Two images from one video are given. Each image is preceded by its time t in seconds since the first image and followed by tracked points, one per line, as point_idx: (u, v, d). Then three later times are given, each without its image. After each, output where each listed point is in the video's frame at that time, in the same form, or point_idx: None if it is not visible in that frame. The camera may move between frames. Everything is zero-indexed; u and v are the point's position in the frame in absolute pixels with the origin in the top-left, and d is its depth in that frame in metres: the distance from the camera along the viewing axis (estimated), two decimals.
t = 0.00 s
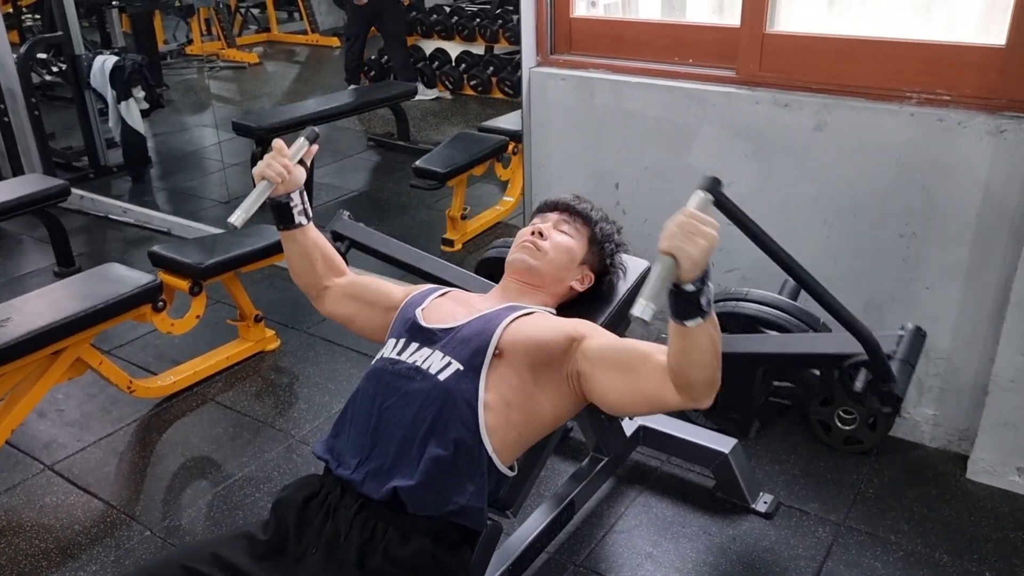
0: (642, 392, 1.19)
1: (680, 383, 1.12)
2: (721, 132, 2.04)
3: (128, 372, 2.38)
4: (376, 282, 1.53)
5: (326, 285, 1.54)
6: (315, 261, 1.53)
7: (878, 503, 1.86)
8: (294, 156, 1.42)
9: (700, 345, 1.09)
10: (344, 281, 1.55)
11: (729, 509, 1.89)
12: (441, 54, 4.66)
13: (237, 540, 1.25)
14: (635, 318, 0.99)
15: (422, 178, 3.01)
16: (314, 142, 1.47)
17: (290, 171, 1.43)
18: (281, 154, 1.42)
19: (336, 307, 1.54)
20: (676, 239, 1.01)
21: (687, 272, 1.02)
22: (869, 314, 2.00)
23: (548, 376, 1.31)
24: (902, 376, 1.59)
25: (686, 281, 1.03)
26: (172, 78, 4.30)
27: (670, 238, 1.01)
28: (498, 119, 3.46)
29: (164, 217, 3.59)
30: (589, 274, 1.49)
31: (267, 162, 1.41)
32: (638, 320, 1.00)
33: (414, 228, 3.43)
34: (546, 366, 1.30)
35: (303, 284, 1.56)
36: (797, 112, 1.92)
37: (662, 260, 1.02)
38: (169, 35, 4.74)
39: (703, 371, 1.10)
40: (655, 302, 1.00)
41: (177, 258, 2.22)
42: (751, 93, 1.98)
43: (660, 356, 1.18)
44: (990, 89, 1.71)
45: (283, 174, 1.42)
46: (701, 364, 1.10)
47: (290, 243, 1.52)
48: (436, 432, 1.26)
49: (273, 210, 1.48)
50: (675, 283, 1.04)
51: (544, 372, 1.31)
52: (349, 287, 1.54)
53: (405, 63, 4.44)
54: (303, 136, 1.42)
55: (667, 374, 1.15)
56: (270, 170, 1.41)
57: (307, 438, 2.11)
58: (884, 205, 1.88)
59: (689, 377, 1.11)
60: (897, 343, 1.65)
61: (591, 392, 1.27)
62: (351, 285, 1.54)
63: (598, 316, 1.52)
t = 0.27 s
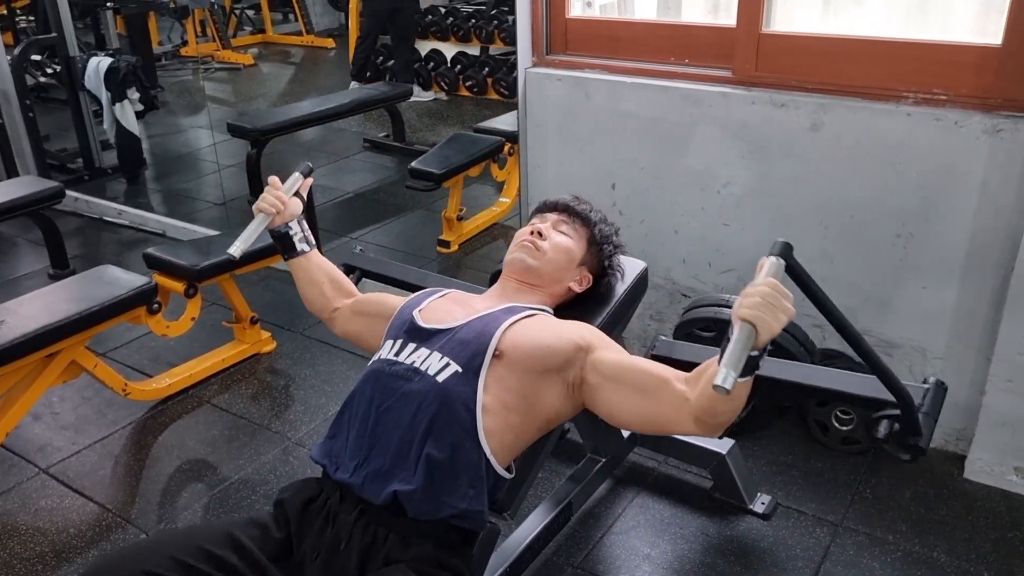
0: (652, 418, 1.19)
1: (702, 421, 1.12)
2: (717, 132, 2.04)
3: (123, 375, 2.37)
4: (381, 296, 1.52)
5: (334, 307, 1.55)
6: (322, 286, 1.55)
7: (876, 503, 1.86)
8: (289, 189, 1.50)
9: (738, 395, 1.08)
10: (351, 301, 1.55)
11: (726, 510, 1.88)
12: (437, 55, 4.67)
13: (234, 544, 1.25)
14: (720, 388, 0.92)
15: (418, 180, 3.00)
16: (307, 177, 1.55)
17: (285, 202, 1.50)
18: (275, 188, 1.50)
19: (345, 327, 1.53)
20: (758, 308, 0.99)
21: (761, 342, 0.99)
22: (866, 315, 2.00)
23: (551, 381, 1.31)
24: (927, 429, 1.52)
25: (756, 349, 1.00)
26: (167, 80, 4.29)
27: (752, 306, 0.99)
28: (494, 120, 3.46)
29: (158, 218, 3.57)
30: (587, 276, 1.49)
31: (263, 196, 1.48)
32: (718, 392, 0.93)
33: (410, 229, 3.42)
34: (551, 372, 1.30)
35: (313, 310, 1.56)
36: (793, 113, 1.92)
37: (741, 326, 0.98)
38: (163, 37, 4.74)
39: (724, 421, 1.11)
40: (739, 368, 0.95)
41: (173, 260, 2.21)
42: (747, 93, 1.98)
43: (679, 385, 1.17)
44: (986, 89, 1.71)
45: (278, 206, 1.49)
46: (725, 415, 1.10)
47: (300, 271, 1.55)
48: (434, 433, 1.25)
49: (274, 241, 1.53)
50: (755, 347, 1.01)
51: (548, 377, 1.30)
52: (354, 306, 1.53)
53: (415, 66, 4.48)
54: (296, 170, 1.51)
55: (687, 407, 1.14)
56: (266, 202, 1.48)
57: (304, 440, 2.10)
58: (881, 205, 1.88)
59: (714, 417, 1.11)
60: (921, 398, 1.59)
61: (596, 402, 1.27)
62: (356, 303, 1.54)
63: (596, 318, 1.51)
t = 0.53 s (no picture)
0: (650, 404, 1.19)
1: (697, 410, 1.13)
2: (717, 130, 2.03)
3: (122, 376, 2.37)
4: (377, 293, 1.51)
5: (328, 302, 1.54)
6: (319, 280, 1.55)
7: (877, 502, 1.86)
8: (292, 178, 1.46)
9: (727, 381, 1.08)
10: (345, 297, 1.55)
11: (727, 509, 1.88)
12: (435, 53, 4.67)
13: (234, 546, 1.24)
14: (680, 360, 0.97)
15: (417, 179, 3.00)
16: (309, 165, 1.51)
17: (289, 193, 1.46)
18: (279, 177, 1.46)
19: (338, 323, 1.53)
20: (725, 280, 1.00)
21: (729, 313, 1.01)
22: (866, 314, 1.99)
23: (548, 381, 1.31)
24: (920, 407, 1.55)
25: (726, 319, 1.02)
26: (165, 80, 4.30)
27: (717, 277, 1.00)
28: (493, 120, 3.46)
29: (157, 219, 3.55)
30: (587, 276, 1.48)
31: (266, 184, 1.44)
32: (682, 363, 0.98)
33: (409, 229, 3.42)
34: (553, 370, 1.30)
35: (307, 303, 1.56)
36: (793, 110, 1.92)
37: (707, 299, 1.00)
38: (161, 37, 4.75)
39: (716, 408, 1.11)
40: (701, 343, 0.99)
41: (171, 260, 2.21)
42: (747, 91, 1.97)
43: (673, 377, 1.17)
44: (986, 86, 1.71)
45: (281, 195, 1.45)
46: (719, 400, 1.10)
47: (297, 263, 1.54)
48: (433, 433, 1.25)
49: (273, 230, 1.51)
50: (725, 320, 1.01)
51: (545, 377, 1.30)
52: (350, 303, 1.53)
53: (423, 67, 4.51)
54: (300, 159, 1.47)
55: (681, 397, 1.15)
56: (269, 192, 1.44)
57: (304, 441, 2.10)
58: (881, 203, 1.88)
59: (707, 406, 1.11)
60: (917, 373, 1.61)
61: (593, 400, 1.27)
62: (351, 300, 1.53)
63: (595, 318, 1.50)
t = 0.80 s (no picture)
0: (622, 356, 1.03)
1: (654, 338, 0.97)
2: (736, 114, 1.88)
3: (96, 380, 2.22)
4: (365, 264, 1.34)
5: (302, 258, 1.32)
6: (300, 234, 1.29)
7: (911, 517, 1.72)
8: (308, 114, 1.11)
9: (655, 284, 0.93)
10: (325, 256, 1.33)
11: (748, 523, 1.74)
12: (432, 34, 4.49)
13: None
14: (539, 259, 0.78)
15: (414, 168, 2.84)
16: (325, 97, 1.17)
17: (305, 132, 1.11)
18: (295, 112, 1.09)
19: (309, 283, 1.33)
20: (579, 166, 0.84)
21: (596, 204, 0.84)
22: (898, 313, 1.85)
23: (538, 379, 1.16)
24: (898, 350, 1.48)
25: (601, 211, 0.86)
26: (137, 60, 4.03)
27: (573, 166, 0.84)
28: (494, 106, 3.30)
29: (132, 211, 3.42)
30: (599, 271, 1.33)
31: (279, 119, 1.07)
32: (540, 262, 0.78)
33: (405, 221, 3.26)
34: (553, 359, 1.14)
35: (272, 250, 1.31)
36: (819, 93, 1.77)
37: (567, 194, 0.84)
38: (136, 14, 4.56)
39: (668, 324, 0.95)
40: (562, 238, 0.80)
41: (148, 256, 2.06)
42: (770, 72, 1.82)
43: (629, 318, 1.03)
44: None
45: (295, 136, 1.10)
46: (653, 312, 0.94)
47: (278, 208, 1.25)
48: (434, 443, 1.14)
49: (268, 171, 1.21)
50: (594, 219, 0.88)
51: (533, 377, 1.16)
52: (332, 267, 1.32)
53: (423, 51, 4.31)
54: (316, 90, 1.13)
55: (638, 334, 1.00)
56: (282, 131, 1.08)
57: (291, 450, 1.95)
58: (916, 193, 1.73)
59: (656, 327, 0.95)
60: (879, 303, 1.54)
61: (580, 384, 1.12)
62: (335, 264, 1.33)
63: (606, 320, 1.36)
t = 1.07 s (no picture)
0: (569, 315, 0.93)
1: (557, 270, 0.87)
2: (761, 91, 1.72)
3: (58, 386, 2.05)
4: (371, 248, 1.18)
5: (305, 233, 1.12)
6: (314, 207, 1.08)
7: (954, 535, 1.57)
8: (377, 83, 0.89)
9: (539, 209, 0.85)
10: (329, 233, 1.14)
11: (774, 542, 1.58)
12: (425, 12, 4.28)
13: None
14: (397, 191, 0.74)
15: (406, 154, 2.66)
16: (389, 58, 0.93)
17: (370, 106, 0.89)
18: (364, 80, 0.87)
19: (305, 262, 1.14)
20: (434, 100, 0.80)
21: (455, 128, 0.79)
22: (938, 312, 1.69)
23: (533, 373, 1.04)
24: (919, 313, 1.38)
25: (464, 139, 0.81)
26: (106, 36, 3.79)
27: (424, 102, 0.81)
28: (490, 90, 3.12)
29: (98, 200, 3.22)
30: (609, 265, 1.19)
31: (346, 87, 0.85)
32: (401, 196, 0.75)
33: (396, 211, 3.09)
34: (541, 360, 1.03)
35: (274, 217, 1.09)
36: (854, 67, 1.61)
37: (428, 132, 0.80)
38: None
39: (564, 248, 0.86)
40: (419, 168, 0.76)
41: (116, 248, 1.88)
42: (798, 45, 1.66)
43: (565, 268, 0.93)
44: None
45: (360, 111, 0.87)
46: (542, 238, 0.85)
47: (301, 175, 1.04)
48: (433, 454, 1.01)
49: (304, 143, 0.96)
50: (459, 151, 0.82)
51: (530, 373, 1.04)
52: (338, 248, 1.14)
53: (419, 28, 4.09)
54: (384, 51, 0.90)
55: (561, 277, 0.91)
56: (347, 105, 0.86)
57: (273, 461, 1.79)
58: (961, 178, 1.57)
59: (555, 258, 0.86)
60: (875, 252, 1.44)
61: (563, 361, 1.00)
62: (341, 245, 1.14)
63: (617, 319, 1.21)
